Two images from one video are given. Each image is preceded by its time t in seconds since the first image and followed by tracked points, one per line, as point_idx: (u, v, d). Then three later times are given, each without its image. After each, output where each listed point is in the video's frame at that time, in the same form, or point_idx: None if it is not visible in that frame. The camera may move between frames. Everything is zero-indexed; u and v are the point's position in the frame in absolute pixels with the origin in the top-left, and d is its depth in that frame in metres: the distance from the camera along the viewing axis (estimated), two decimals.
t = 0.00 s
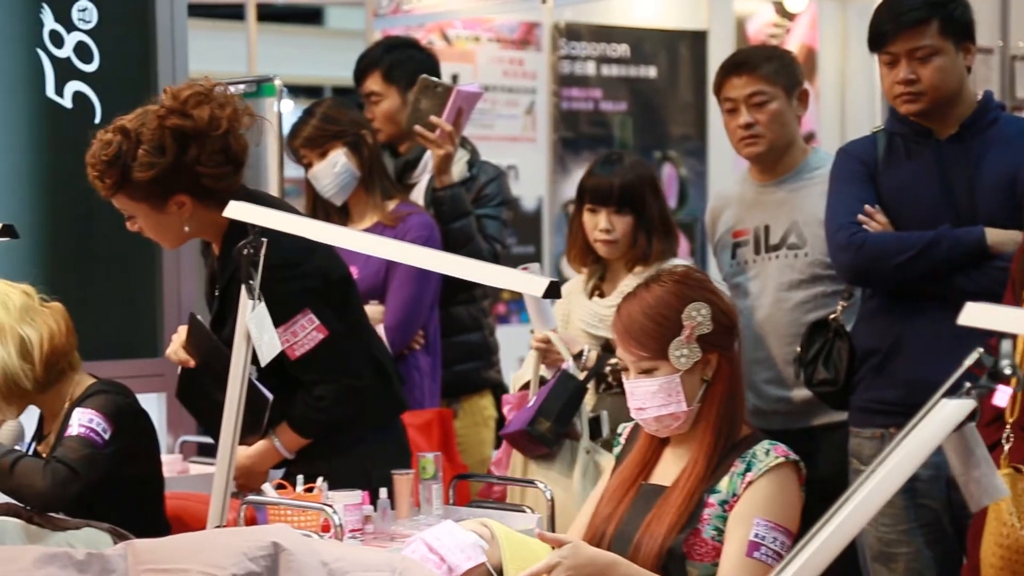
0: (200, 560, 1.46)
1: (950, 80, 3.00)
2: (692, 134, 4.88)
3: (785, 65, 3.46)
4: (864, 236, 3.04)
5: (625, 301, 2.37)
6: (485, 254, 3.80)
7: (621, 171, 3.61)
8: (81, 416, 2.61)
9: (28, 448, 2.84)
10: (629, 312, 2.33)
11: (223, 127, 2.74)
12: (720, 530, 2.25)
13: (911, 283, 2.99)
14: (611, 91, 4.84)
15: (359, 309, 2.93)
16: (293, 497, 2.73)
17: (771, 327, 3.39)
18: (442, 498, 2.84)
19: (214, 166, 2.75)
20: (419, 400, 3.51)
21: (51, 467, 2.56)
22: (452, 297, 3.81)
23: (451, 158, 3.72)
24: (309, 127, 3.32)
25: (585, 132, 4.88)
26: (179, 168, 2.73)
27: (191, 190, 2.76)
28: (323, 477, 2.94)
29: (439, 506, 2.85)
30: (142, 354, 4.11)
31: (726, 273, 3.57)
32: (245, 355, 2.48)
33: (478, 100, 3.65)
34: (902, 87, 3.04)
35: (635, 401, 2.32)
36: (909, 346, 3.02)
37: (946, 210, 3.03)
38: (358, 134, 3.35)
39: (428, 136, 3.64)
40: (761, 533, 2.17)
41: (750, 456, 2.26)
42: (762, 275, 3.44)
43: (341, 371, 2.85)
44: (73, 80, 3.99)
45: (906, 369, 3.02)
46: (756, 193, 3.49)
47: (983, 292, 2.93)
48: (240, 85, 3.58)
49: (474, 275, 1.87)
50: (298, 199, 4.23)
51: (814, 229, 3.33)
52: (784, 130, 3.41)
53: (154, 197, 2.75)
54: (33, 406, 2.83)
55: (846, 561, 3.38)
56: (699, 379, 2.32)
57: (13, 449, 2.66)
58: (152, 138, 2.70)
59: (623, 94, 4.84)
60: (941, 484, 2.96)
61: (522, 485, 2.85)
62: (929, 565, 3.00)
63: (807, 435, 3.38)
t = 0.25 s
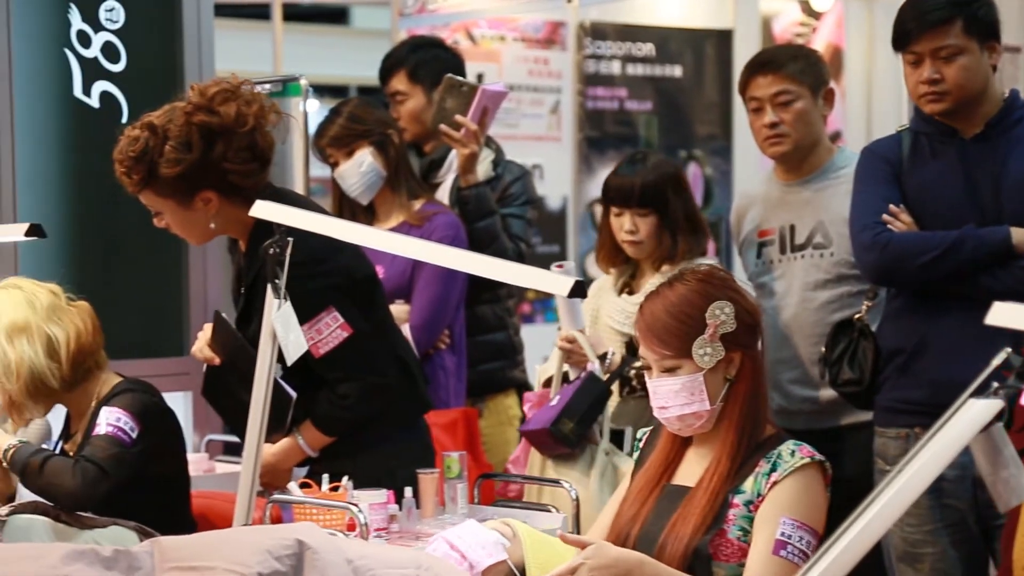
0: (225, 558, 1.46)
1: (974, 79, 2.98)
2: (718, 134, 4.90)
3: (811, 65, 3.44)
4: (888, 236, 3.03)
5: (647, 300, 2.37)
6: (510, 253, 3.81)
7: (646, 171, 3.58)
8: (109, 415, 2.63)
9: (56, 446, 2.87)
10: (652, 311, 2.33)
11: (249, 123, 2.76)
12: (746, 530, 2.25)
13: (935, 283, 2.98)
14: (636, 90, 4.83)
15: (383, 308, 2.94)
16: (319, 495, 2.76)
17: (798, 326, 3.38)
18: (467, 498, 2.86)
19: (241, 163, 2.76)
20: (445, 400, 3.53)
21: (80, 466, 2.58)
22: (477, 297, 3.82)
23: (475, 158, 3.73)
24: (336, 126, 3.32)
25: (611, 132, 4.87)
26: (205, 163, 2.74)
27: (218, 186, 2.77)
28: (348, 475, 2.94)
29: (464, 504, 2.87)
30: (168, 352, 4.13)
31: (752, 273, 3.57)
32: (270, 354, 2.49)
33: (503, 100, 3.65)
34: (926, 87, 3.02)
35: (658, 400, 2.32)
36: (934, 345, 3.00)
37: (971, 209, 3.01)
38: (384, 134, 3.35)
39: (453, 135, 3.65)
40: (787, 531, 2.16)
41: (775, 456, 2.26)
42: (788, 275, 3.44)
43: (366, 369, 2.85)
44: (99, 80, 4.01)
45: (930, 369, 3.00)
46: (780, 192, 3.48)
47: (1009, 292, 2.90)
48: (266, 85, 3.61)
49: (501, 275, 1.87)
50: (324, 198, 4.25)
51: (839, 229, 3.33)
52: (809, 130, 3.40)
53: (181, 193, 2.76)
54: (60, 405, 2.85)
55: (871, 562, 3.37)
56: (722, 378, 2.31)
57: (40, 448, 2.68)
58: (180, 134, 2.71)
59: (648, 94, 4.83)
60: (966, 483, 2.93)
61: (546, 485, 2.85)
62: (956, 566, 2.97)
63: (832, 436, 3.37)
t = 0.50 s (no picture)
0: (246, 558, 1.49)
1: (998, 80, 2.97)
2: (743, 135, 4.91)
3: (834, 64, 3.43)
4: (911, 237, 3.01)
5: (648, 299, 2.36)
6: (533, 253, 3.81)
7: (657, 179, 3.48)
8: (133, 415, 2.64)
9: (81, 446, 2.88)
10: (652, 311, 2.32)
11: (280, 113, 2.77)
12: (758, 534, 2.24)
13: (959, 284, 2.96)
14: (660, 90, 4.85)
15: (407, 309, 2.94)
16: (343, 495, 2.76)
17: (821, 327, 3.38)
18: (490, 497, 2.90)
19: (273, 153, 2.76)
20: (468, 400, 3.55)
21: (105, 465, 2.60)
22: (500, 296, 3.83)
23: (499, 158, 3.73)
24: (360, 127, 3.33)
25: (634, 132, 4.89)
26: (236, 152, 2.74)
27: (248, 175, 2.77)
28: (371, 475, 2.92)
29: (488, 504, 2.90)
30: (193, 352, 4.16)
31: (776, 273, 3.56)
32: (294, 353, 2.51)
33: (526, 99, 3.65)
34: (949, 87, 3.01)
35: (660, 402, 2.31)
36: (957, 346, 2.99)
37: (995, 210, 2.99)
38: (408, 134, 3.36)
39: (476, 135, 3.67)
40: (801, 534, 2.16)
41: (781, 457, 2.25)
42: (811, 276, 3.43)
43: (385, 368, 2.84)
44: (125, 80, 4.04)
45: (954, 369, 2.98)
46: (803, 193, 3.48)
47: None
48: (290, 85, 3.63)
49: (523, 275, 1.86)
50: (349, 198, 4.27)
51: (862, 229, 3.32)
52: (832, 129, 3.38)
53: (212, 180, 2.77)
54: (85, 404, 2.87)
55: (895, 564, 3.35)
56: (724, 379, 2.31)
57: (65, 447, 2.70)
58: (211, 122, 2.73)
59: (671, 94, 4.85)
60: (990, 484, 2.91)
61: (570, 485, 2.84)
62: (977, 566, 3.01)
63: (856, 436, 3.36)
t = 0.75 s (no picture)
0: (270, 559, 1.51)
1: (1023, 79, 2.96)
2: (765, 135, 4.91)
3: (857, 64, 3.42)
4: (934, 238, 3.00)
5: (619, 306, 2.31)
6: (555, 253, 3.82)
7: (677, 181, 3.49)
8: (156, 415, 2.66)
9: (104, 446, 2.90)
10: (622, 317, 2.28)
11: (314, 105, 2.76)
12: (752, 541, 2.21)
13: (983, 286, 2.95)
14: (680, 91, 4.89)
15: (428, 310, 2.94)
16: (364, 496, 2.76)
17: (842, 329, 3.37)
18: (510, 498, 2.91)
19: (304, 145, 2.76)
20: (489, 400, 3.55)
21: (128, 466, 2.61)
22: (521, 297, 3.84)
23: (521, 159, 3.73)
24: (383, 128, 3.33)
25: (654, 133, 4.94)
26: (268, 144, 2.74)
27: (280, 166, 2.77)
28: (393, 475, 2.90)
29: (509, 505, 2.90)
30: (215, 352, 4.18)
31: (797, 275, 3.56)
32: (317, 353, 2.51)
33: (547, 100, 3.68)
34: (973, 87, 3.00)
35: (633, 409, 2.26)
36: (982, 347, 2.97)
37: (1019, 212, 2.98)
38: (431, 135, 3.36)
39: (497, 137, 3.66)
40: (801, 537, 2.13)
41: (763, 460, 2.21)
42: (832, 277, 3.42)
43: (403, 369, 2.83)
44: (147, 81, 4.05)
45: (978, 371, 2.97)
46: (825, 194, 3.46)
47: None
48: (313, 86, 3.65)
49: (545, 275, 1.86)
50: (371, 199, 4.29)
51: (884, 230, 3.30)
52: (854, 130, 3.37)
53: (244, 170, 2.76)
54: (108, 405, 2.88)
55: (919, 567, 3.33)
56: (697, 383, 2.25)
57: (88, 448, 2.71)
58: (244, 112, 2.71)
59: (693, 95, 4.89)
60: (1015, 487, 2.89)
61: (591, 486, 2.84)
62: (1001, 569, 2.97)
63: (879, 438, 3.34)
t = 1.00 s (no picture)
0: (292, 563, 1.51)
1: None
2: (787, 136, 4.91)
3: (879, 64, 3.40)
4: (958, 240, 2.99)
5: (584, 324, 2.19)
6: (576, 254, 3.82)
7: (705, 179, 3.48)
8: (179, 416, 2.67)
9: (127, 448, 2.92)
10: (589, 336, 2.16)
11: (352, 96, 2.77)
12: (743, 535, 2.12)
13: (1007, 287, 2.93)
14: (702, 92, 4.90)
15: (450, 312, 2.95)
16: (385, 497, 2.76)
17: (865, 330, 3.37)
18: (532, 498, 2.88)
19: (342, 135, 2.77)
20: (510, 401, 3.55)
21: (151, 467, 2.63)
22: (542, 299, 3.84)
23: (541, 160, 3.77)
24: (405, 130, 3.36)
25: (676, 134, 4.94)
26: (306, 132, 2.75)
27: (316, 156, 2.76)
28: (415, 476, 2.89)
29: (530, 507, 2.88)
30: (237, 353, 4.20)
31: (820, 277, 3.55)
32: (338, 354, 2.51)
33: (568, 102, 3.68)
34: (998, 87, 2.98)
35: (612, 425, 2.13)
36: (1006, 348, 2.96)
37: None
38: (452, 137, 3.36)
39: (519, 137, 3.70)
40: (782, 511, 2.04)
41: (745, 451, 2.12)
42: (855, 279, 3.42)
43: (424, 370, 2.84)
44: (170, 84, 4.07)
45: (1002, 372, 2.95)
46: (848, 195, 3.46)
47: None
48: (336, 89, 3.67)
49: (567, 276, 1.83)
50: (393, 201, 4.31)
51: (907, 232, 3.29)
52: (876, 131, 3.36)
53: (279, 159, 2.76)
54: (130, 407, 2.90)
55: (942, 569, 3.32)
56: (671, 391, 2.13)
57: (111, 449, 2.73)
58: (282, 100, 2.72)
59: (714, 96, 4.89)
60: None
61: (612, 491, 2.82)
62: None
63: (901, 439, 3.32)
